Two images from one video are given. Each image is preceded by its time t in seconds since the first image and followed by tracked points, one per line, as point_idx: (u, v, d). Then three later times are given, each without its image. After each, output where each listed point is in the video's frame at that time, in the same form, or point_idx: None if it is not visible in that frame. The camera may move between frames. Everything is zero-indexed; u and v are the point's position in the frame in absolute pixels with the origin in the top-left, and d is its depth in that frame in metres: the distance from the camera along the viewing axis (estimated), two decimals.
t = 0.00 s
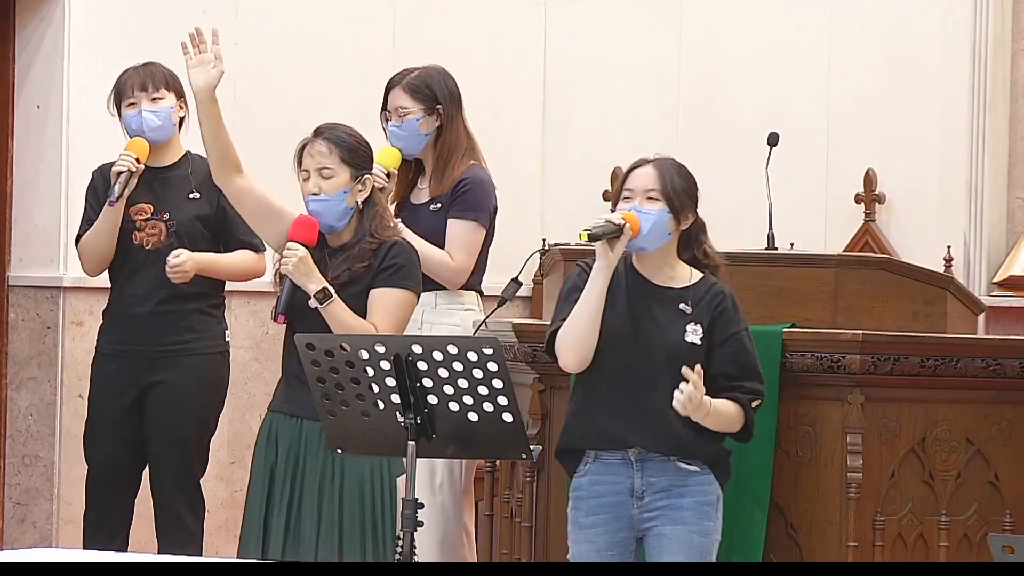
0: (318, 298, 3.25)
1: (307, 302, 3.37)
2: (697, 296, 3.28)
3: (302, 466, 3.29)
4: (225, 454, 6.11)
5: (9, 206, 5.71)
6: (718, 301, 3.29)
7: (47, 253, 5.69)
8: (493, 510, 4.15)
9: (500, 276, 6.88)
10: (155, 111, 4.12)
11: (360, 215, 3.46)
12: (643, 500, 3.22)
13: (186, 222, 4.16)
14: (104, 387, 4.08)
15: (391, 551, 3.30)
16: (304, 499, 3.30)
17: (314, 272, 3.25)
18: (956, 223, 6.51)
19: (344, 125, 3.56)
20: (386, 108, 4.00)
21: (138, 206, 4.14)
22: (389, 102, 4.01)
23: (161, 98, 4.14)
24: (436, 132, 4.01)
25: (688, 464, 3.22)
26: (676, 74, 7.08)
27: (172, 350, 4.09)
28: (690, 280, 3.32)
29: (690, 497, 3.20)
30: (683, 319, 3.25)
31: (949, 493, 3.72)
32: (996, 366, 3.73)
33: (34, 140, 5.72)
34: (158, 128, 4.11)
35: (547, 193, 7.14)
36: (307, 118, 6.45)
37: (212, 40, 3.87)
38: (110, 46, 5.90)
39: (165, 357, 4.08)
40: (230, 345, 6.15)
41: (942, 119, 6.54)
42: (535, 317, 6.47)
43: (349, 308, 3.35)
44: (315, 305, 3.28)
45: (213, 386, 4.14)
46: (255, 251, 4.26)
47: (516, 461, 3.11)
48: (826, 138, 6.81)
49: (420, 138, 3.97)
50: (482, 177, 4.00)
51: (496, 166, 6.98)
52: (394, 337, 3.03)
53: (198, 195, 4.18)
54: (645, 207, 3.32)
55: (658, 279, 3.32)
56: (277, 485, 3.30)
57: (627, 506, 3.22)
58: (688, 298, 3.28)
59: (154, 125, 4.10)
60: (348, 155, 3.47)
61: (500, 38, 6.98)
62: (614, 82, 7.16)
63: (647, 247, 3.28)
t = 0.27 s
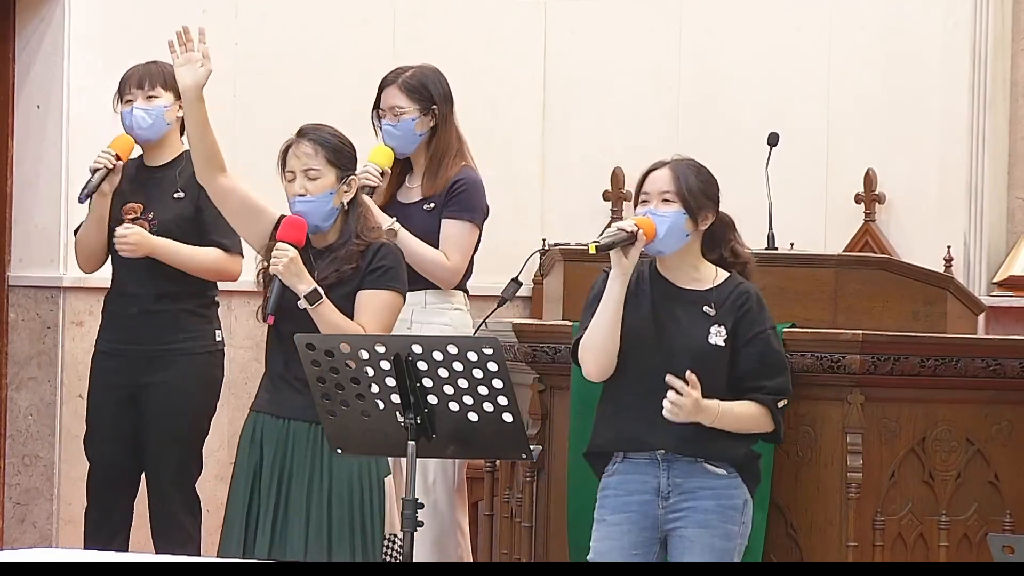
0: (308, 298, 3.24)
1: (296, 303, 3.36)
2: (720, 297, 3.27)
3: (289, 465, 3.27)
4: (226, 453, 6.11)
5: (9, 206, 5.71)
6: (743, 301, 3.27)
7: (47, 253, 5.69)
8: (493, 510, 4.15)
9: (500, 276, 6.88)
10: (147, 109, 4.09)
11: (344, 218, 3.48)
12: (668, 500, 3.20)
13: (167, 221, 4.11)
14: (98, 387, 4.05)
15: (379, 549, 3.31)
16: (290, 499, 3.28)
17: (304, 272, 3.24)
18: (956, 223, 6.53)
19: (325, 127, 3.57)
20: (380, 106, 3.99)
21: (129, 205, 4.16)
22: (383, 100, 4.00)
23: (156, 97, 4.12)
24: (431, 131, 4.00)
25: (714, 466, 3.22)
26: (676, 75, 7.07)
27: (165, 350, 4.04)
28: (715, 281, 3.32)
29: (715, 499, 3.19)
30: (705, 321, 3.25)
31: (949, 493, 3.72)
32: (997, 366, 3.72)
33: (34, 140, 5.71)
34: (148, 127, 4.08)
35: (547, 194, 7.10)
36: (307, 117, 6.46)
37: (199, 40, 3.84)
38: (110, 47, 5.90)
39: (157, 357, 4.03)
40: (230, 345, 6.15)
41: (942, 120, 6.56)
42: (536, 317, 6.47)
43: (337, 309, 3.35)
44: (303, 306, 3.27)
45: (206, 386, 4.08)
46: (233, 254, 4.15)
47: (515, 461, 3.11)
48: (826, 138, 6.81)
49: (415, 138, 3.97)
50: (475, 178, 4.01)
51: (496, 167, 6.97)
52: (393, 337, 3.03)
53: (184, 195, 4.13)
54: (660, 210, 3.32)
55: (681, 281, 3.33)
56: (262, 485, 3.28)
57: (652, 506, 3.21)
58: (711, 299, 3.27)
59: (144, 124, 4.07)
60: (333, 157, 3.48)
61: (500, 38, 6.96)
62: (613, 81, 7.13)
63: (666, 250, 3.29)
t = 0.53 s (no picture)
0: (302, 300, 3.23)
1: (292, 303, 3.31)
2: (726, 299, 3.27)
3: (281, 464, 3.26)
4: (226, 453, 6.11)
5: (9, 206, 5.73)
6: (749, 300, 3.26)
7: (47, 253, 5.70)
8: (493, 510, 4.14)
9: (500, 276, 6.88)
10: (129, 107, 4.17)
11: (333, 218, 3.49)
12: (675, 500, 3.21)
13: (143, 222, 4.21)
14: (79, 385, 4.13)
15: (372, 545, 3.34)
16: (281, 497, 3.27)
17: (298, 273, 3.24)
18: (956, 223, 6.50)
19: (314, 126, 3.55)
20: (370, 105, 3.97)
21: (110, 203, 4.28)
22: (372, 99, 3.98)
23: (141, 95, 4.19)
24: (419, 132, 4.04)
25: (722, 468, 3.20)
26: (676, 75, 7.06)
27: (147, 349, 4.11)
28: (720, 282, 3.31)
29: (721, 500, 3.18)
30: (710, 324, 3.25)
31: (949, 493, 3.72)
32: (996, 366, 3.73)
33: (34, 141, 5.72)
34: (127, 125, 4.17)
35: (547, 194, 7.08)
36: (306, 117, 6.47)
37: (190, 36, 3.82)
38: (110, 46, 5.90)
39: (138, 355, 4.10)
40: (230, 345, 6.15)
41: (942, 120, 6.54)
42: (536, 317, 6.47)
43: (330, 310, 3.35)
44: (298, 307, 3.25)
45: (187, 384, 4.17)
46: (200, 259, 4.20)
47: (515, 460, 3.11)
48: (826, 138, 6.82)
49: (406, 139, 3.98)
50: (462, 184, 4.12)
51: (497, 167, 6.96)
52: (394, 337, 3.02)
53: (159, 197, 4.21)
54: (649, 227, 3.29)
55: (688, 283, 3.33)
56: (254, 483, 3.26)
57: (659, 504, 3.21)
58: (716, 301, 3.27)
59: (124, 122, 4.16)
60: (323, 156, 3.48)
61: (500, 38, 6.94)
62: (614, 82, 7.11)
63: (666, 263, 3.29)
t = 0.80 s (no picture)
0: (308, 301, 3.23)
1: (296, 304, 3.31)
2: (716, 300, 3.25)
3: (281, 463, 3.26)
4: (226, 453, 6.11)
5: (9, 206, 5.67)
6: (739, 300, 3.24)
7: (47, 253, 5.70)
8: (493, 510, 4.15)
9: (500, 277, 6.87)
10: (109, 106, 4.16)
11: (332, 218, 3.46)
12: (673, 501, 3.22)
13: (128, 223, 4.24)
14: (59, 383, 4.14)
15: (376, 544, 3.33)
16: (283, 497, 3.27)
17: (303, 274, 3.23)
18: (955, 223, 6.52)
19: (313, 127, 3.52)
20: (367, 107, 3.95)
21: (90, 203, 4.25)
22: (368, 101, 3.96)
23: (122, 96, 4.18)
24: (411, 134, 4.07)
25: (718, 470, 3.21)
26: (677, 77, 7.02)
27: (128, 348, 4.15)
28: (711, 282, 3.29)
29: (717, 502, 3.18)
30: (699, 326, 3.25)
31: (949, 493, 3.72)
32: (996, 366, 3.72)
33: (34, 141, 5.72)
34: (106, 125, 4.15)
35: (547, 195, 7.01)
36: (306, 116, 6.47)
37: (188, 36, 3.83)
38: (108, 48, 6.00)
39: (119, 355, 4.14)
40: (230, 345, 6.15)
41: (942, 119, 6.58)
42: (537, 317, 6.47)
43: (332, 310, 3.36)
44: (303, 308, 3.25)
45: (168, 382, 4.21)
46: (188, 261, 4.28)
47: (515, 460, 3.11)
48: (826, 138, 6.83)
49: (402, 140, 3.99)
50: (450, 187, 4.24)
51: (497, 169, 6.91)
52: (393, 337, 3.02)
53: (144, 198, 4.25)
54: (633, 242, 3.23)
55: (681, 285, 3.30)
56: (255, 483, 3.26)
57: (657, 506, 3.22)
58: (707, 303, 3.26)
59: (103, 121, 4.15)
60: (323, 158, 3.44)
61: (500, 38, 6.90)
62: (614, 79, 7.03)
63: (659, 272, 3.24)
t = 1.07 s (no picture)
0: (319, 299, 3.23)
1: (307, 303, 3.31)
2: (695, 299, 3.26)
3: (291, 462, 3.26)
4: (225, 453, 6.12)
5: (9, 204, 5.63)
6: (716, 299, 3.24)
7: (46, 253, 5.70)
8: (493, 510, 4.15)
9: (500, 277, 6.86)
10: (106, 107, 4.17)
11: (338, 217, 3.46)
12: (658, 502, 3.22)
13: (134, 225, 4.26)
14: (54, 384, 4.13)
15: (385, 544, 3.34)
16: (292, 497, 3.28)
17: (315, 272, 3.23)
18: (955, 224, 6.54)
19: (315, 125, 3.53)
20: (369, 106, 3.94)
21: (86, 203, 4.25)
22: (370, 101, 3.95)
23: (117, 97, 4.19)
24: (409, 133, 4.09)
25: (699, 469, 3.20)
26: (677, 77, 7.01)
27: (124, 348, 4.16)
28: (691, 281, 3.30)
29: (699, 501, 3.18)
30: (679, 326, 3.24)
31: (949, 493, 3.72)
32: (996, 366, 3.72)
33: (34, 140, 5.72)
34: (105, 126, 4.17)
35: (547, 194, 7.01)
36: (306, 116, 6.47)
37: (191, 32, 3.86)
38: (106, 49, 6.00)
39: (116, 355, 4.15)
40: (230, 345, 6.15)
41: (942, 120, 6.60)
42: (537, 317, 6.47)
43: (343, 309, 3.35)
44: (314, 306, 3.25)
45: (164, 381, 4.23)
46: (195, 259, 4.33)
47: (515, 461, 3.11)
48: (826, 138, 6.83)
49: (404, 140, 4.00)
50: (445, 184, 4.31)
51: (498, 168, 6.92)
52: (394, 337, 3.02)
53: (149, 199, 4.29)
54: (614, 246, 3.25)
55: (662, 285, 3.32)
56: (265, 483, 3.26)
57: (643, 506, 3.24)
58: (687, 302, 3.26)
59: (104, 123, 4.16)
60: (332, 157, 3.45)
61: (500, 38, 6.91)
62: (614, 79, 7.03)
63: (641, 275, 3.26)
